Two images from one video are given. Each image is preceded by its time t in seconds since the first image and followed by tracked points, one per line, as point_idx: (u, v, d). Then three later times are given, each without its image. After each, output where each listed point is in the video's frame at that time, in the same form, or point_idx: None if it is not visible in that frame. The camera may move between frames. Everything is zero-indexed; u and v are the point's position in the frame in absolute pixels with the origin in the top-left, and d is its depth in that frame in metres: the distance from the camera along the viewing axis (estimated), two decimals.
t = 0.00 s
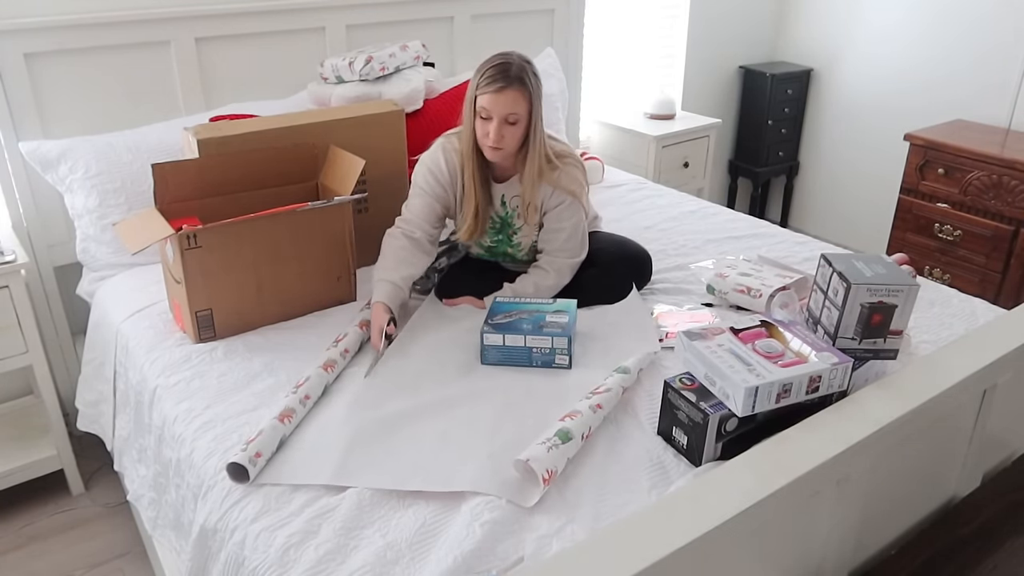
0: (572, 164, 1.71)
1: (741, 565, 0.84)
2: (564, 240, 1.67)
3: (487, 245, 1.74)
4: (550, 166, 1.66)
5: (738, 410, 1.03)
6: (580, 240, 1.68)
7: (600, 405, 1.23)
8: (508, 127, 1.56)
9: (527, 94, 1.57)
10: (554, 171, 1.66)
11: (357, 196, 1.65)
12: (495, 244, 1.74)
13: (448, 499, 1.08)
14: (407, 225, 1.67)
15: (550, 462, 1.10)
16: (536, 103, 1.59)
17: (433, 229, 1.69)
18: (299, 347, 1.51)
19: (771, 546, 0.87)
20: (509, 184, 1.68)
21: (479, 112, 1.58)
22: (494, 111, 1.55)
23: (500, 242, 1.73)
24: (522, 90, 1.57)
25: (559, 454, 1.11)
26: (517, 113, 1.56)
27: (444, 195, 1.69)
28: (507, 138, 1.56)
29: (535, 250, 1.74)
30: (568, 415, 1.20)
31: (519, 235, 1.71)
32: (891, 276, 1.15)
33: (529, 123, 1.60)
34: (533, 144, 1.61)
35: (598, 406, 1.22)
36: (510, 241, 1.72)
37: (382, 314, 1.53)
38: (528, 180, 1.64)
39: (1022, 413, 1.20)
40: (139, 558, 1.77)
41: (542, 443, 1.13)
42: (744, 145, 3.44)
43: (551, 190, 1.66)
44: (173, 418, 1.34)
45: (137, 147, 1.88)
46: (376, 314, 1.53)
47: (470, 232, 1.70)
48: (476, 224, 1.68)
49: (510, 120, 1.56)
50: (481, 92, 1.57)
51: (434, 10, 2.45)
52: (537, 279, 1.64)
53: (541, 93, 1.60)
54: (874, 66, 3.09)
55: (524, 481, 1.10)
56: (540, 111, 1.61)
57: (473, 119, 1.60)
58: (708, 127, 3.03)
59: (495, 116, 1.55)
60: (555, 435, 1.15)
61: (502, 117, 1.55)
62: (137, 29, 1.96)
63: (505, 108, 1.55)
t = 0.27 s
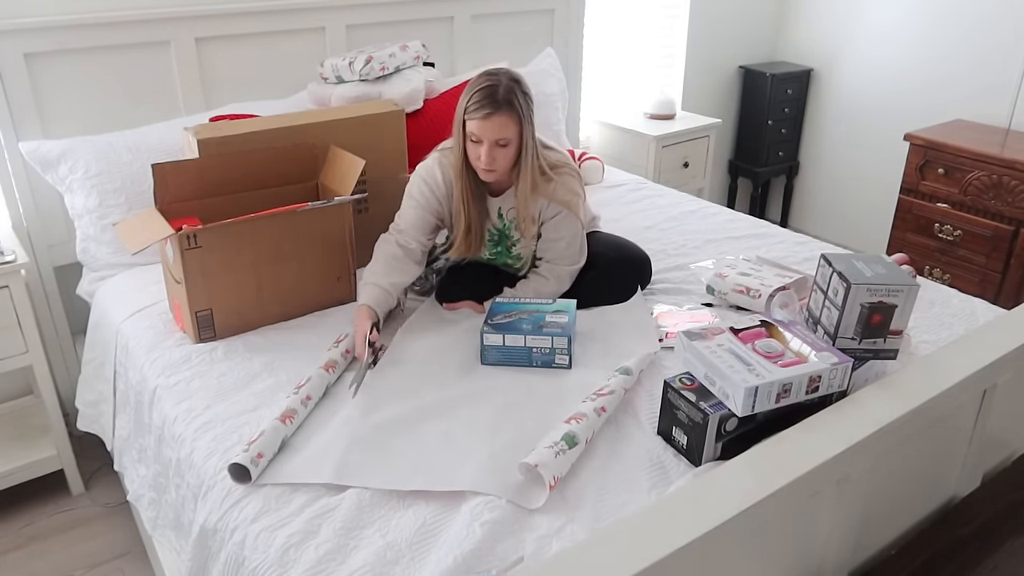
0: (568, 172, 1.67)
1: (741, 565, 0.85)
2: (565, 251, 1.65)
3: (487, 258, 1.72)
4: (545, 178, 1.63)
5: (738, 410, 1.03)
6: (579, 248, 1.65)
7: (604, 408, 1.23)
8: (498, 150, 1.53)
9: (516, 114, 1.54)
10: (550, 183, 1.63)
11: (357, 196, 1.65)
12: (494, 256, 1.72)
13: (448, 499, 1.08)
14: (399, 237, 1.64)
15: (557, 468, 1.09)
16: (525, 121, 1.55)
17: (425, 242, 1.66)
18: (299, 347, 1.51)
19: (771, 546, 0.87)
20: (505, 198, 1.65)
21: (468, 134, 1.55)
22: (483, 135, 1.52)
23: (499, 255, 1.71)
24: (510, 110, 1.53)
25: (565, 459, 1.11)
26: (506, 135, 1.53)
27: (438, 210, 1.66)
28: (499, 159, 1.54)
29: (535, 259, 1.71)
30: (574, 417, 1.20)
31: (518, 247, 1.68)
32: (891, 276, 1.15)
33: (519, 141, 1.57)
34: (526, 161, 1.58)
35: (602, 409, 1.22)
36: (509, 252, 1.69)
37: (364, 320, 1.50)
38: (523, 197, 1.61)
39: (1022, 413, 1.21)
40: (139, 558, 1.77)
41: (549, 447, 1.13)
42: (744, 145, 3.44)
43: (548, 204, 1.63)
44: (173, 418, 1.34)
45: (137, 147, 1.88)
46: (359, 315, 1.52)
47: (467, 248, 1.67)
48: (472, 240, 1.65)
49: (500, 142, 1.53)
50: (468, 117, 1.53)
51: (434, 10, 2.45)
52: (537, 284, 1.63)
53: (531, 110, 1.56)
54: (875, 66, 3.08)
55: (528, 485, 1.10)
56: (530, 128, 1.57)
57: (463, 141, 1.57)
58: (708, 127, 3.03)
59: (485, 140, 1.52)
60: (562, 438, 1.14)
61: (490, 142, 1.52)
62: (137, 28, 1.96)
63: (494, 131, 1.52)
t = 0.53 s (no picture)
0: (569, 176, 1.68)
1: (741, 565, 0.85)
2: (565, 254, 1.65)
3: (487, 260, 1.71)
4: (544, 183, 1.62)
5: (738, 410, 1.03)
6: (578, 251, 1.65)
7: (604, 407, 1.22)
8: (495, 155, 1.52)
9: (511, 119, 1.52)
10: (549, 187, 1.63)
11: (357, 196, 1.65)
12: (494, 258, 1.71)
13: (448, 499, 1.08)
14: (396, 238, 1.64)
15: (558, 467, 1.09)
16: (521, 127, 1.54)
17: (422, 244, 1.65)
18: (299, 347, 1.51)
19: (771, 546, 0.87)
20: (505, 202, 1.64)
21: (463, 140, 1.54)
22: (478, 141, 1.51)
23: (499, 257, 1.70)
24: (505, 117, 1.52)
25: (567, 457, 1.11)
26: (501, 140, 1.51)
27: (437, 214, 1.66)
28: (494, 164, 1.53)
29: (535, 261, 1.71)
30: (576, 416, 1.20)
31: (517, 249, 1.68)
32: (891, 276, 1.15)
33: (515, 147, 1.55)
34: (523, 166, 1.57)
35: (602, 408, 1.22)
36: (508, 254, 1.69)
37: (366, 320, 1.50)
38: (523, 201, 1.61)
39: (1023, 413, 1.21)
40: (139, 558, 1.77)
41: (551, 445, 1.12)
42: (744, 145, 3.44)
43: (547, 206, 1.63)
44: (173, 418, 1.34)
45: (137, 147, 1.88)
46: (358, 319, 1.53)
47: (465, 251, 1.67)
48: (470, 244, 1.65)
49: (495, 148, 1.52)
50: (462, 122, 1.52)
51: (434, 10, 2.45)
52: (538, 288, 1.64)
53: (526, 115, 1.54)
54: (875, 66, 3.08)
55: (530, 484, 1.10)
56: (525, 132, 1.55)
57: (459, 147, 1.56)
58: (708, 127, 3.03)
59: (479, 146, 1.51)
60: (564, 437, 1.14)
61: (487, 148, 1.51)
62: (138, 29, 1.96)
63: (488, 138, 1.51)
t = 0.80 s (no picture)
0: (570, 180, 1.68)
1: (741, 565, 0.85)
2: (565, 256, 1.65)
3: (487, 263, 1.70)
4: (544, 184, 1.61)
5: (738, 410, 1.03)
6: (577, 253, 1.65)
7: (599, 404, 1.23)
8: (494, 153, 1.52)
9: (512, 117, 1.52)
10: (548, 189, 1.62)
11: (357, 196, 1.65)
12: (494, 261, 1.70)
13: (448, 499, 1.08)
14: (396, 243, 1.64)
15: (549, 460, 1.09)
16: (521, 125, 1.54)
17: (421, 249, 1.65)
18: (299, 347, 1.51)
19: (771, 546, 0.87)
20: (505, 205, 1.64)
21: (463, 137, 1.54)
22: (478, 137, 1.50)
23: (499, 260, 1.69)
24: (506, 114, 1.52)
25: (559, 452, 1.11)
26: (501, 137, 1.51)
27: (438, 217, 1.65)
28: (494, 162, 1.52)
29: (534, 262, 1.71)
30: (570, 414, 1.20)
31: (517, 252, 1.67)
32: (892, 276, 1.15)
33: (516, 146, 1.55)
34: (523, 165, 1.56)
35: (598, 405, 1.23)
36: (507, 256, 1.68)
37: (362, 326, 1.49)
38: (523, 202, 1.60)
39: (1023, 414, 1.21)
40: (139, 558, 1.77)
41: (542, 442, 1.13)
42: (744, 145, 3.44)
43: (548, 208, 1.63)
44: (173, 418, 1.34)
45: (137, 147, 1.88)
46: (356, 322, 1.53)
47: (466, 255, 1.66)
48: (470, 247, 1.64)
49: (495, 145, 1.51)
50: (463, 118, 1.52)
51: (434, 10, 2.45)
52: (537, 290, 1.64)
53: (527, 113, 1.54)
54: (875, 66, 3.08)
55: (524, 482, 1.10)
56: (526, 131, 1.55)
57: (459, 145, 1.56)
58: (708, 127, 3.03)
59: (479, 142, 1.50)
60: (555, 433, 1.14)
61: (487, 145, 1.51)
62: (137, 29, 1.96)
63: (489, 134, 1.51)
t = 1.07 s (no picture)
0: (571, 188, 1.67)
1: (741, 565, 0.85)
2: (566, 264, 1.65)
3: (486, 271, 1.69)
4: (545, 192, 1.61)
5: (738, 410, 1.03)
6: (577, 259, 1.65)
7: (599, 404, 1.23)
8: (497, 162, 1.51)
9: (514, 126, 1.52)
10: (550, 197, 1.62)
11: (357, 196, 1.65)
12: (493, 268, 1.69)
13: (448, 499, 1.08)
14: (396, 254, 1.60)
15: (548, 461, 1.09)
16: (524, 134, 1.53)
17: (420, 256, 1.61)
18: (299, 347, 1.51)
19: (771, 546, 0.87)
20: (506, 214, 1.63)
21: (465, 147, 1.53)
22: (481, 147, 1.50)
23: (499, 267, 1.68)
24: (509, 123, 1.51)
25: (559, 453, 1.11)
26: (504, 147, 1.51)
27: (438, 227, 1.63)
28: (497, 172, 1.52)
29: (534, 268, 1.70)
30: (569, 415, 1.20)
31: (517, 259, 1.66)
32: (892, 276, 1.15)
33: (518, 154, 1.54)
34: (525, 175, 1.56)
35: (598, 405, 1.23)
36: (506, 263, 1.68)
37: (361, 341, 1.43)
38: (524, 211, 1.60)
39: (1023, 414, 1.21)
40: (139, 558, 1.77)
41: (541, 442, 1.13)
42: (744, 145, 3.44)
43: (549, 217, 1.63)
44: (173, 418, 1.34)
45: (137, 147, 1.88)
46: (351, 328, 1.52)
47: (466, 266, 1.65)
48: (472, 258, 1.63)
49: (498, 155, 1.51)
50: (466, 128, 1.51)
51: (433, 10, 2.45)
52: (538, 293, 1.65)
53: (529, 122, 1.54)
54: (874, 65, 3.08)
55: (523, 481, 1.10)
56: (528, 140, 1.55)
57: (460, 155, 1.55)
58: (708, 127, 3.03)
59: (482, 152, 1.50)
60: (555, 434, 1.14)
61: (489, 154, 1.50)
62: (137, 29, 1.96)
63: (491, 144, 1.50)
